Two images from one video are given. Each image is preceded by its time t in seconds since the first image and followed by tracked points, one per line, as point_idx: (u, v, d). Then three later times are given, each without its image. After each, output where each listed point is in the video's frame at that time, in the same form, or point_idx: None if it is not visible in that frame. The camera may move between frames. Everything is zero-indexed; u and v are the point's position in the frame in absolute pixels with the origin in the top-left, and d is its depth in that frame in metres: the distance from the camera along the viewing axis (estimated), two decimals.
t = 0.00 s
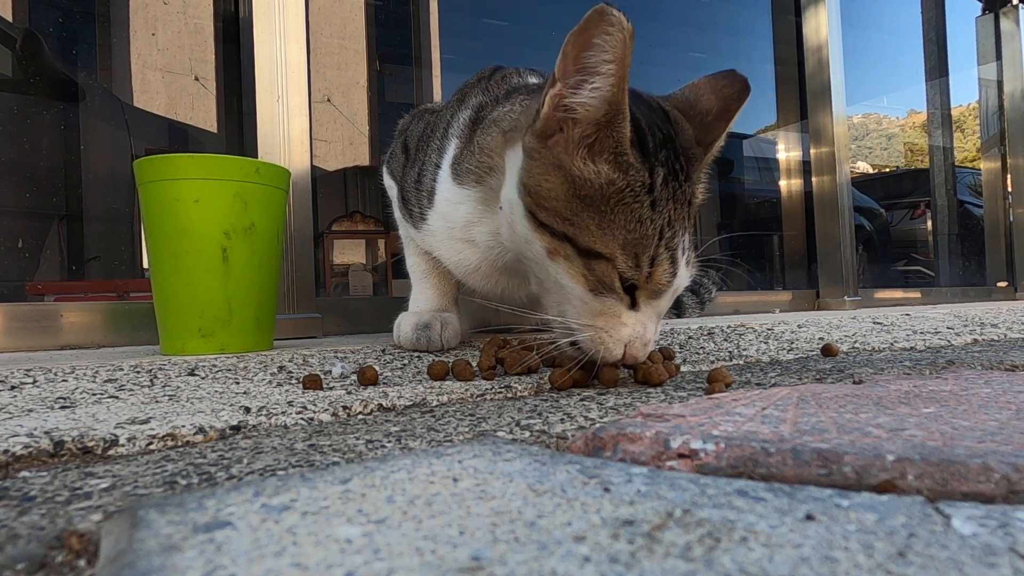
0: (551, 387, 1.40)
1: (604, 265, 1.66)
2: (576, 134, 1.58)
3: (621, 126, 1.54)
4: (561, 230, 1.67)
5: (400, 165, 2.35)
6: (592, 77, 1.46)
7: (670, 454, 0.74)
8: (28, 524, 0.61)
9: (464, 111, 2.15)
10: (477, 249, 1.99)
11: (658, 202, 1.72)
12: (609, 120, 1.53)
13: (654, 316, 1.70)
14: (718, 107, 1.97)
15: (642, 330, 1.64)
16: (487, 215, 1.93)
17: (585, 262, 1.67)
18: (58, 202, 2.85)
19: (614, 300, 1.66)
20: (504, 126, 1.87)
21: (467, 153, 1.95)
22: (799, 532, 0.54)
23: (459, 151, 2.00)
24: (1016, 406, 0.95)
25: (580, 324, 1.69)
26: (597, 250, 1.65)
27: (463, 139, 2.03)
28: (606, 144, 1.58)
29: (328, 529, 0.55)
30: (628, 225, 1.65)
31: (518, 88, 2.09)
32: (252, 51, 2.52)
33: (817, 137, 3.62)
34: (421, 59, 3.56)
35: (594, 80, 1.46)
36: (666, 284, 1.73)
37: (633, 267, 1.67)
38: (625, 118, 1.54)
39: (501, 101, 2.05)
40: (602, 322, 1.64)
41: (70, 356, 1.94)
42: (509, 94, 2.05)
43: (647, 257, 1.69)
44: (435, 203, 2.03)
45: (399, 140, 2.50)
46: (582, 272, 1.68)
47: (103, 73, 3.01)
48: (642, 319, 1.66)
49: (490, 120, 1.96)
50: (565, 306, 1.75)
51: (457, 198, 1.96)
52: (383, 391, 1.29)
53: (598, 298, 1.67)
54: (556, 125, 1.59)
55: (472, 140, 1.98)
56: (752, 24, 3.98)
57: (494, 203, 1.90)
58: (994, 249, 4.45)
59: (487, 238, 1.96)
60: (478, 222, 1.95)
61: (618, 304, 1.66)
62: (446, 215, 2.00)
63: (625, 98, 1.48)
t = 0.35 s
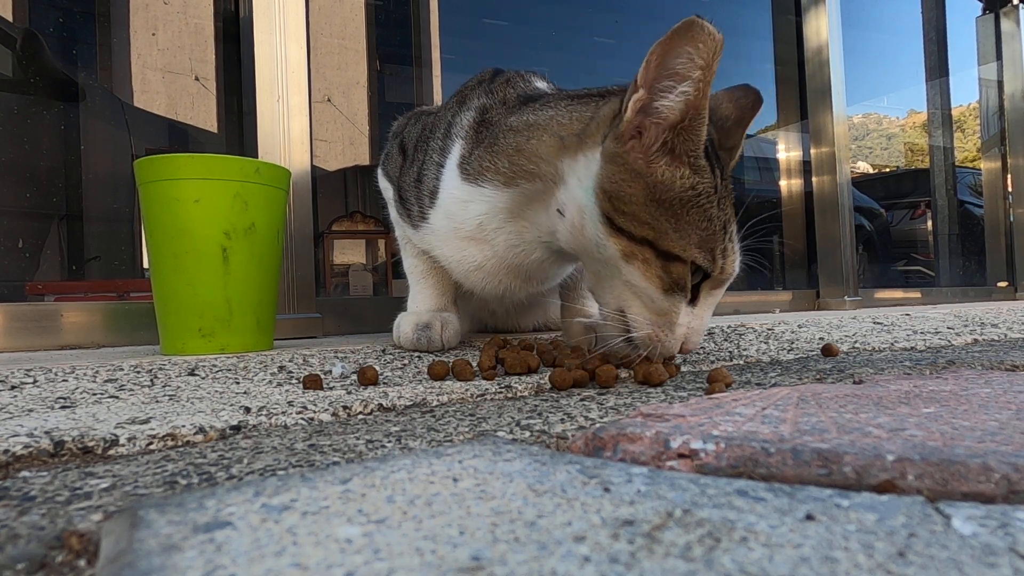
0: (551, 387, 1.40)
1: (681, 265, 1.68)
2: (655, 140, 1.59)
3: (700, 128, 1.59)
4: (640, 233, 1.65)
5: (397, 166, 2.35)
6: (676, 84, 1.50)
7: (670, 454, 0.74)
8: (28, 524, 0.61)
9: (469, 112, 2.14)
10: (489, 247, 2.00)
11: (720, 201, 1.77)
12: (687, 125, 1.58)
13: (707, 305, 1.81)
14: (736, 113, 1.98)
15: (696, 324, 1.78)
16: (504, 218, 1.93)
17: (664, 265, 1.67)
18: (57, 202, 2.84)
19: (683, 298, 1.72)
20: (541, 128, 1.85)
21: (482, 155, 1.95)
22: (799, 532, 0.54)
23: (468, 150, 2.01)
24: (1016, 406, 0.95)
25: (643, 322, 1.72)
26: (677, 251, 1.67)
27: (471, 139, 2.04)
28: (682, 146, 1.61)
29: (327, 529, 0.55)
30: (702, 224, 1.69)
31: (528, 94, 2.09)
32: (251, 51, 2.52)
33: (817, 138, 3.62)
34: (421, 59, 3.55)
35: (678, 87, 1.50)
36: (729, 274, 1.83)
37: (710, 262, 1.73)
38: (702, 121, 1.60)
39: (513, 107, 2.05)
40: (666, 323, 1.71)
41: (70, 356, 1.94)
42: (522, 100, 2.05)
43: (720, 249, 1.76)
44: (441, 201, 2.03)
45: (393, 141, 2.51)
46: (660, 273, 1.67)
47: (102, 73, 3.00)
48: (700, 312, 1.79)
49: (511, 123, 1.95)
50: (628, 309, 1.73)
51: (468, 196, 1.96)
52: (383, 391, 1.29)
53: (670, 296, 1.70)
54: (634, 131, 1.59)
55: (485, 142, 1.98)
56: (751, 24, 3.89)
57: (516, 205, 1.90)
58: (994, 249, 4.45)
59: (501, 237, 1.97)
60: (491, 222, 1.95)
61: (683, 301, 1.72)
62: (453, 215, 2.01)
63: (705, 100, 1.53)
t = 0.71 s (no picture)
0: (551, 387, 1.40)
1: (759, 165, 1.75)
2: (703, 66, 1.67)
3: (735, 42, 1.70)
4: (715, 150, 1.71)
5: (403, 165, 2.34)
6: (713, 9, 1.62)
7: (670, 454, 0.74)
8: (28, 524, 0.61)
9: (477, 109, 2.16)
10: (513, 231, 1.98)
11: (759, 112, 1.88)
12: (726, 47, 1.69)
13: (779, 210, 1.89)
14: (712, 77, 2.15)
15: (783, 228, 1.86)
16: (530, 199, 1.93)
17: (746, 168, 1.73)
18: (57, 202, 2.84)
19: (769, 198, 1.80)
20: (567, 107, 1.85)
21: (500, 143, 1.96)
22: (799, 532, 0.54)
23: (481, 140, 2.03)
24: (1015, 406, 0.95)
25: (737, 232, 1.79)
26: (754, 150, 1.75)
27: (484, 131, 2.05)
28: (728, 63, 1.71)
29: (328, 528, 0.55)
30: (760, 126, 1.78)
31: (534, 86, 2.13)
32: (251, 51, 2.53)
33: (818, 138, 3.62)
34: (421, 59, 3.56)
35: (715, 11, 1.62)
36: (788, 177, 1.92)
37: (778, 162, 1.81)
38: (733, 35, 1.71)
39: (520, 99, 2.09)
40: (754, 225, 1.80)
41: (70, 356, 1.94)
42: (528, 92, 2.08)
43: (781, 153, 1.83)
44: (456, 190, 2.02)
45: (399, 141, 2.52)
46: (745, 178, 1.73)
47: (103, 73, 3.00)
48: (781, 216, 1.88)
49: (524, 111, 1.97)
50: (722, 232, 1.79)
51: (488, 183, 1.96)
52: (383, 391, 1.29)
53: (762, 195, 1.77)
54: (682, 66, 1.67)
55: (499, 132, 1.99)
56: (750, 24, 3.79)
57: (545, 183, 1.90)
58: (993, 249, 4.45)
59: (529, 218, 1.95)
60: (516, 206, 1.94)
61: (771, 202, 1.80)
62: (470, 203, 2.00)
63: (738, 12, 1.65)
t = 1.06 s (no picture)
0: (551, 387, 1.40)
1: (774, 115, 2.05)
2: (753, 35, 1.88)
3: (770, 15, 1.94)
4: (755, 105, 1.95)
5: (404, 160, 2.34)
6: None
7: (670, 454, 0.74)
8: (28, 524, 0.61)
9: (479, 96, 2.17)
10: (539, 205, 1.97)
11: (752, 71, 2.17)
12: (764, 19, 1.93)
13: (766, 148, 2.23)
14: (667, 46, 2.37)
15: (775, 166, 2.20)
16: (555, 173, 1.93)
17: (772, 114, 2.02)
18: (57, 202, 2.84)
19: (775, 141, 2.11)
20: (596, 79, 1.90)
21: (519, 122, 1.98)
22: (799, 532, 0.54)
23: (491, 122, 2.04)
24: (1016, 406, 0.95)
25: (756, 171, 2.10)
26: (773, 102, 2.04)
27: (494, 114, 2.05)
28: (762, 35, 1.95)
29: (328, 529, 0.55)
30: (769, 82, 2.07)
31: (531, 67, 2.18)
32: (251, 51, 2.53)
33: (818, 139, 3.62)
34: (421, 59, 3.56)
35: None
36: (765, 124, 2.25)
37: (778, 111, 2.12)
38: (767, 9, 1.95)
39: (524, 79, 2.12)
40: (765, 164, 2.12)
41: (70, 356, 1.94)
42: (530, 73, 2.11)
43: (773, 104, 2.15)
44: (469, 172, 2.01)
45: (399, 138, 2.52)
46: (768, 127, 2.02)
47: (103, 73, 2.99)
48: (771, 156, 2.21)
49: (540, 88, 2.00)
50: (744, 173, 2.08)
51: (511, 159, 1.95)
52: (383, 391, 1.29)
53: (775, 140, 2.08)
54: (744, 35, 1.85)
55: (514, 111, 2.01)
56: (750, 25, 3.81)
57: (579, 154, 1.92)
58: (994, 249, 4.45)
59: (555, 191, 1.94)
60: (543, 178, 1.93)
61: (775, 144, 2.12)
62: (488, 183, 1.98)
63: None
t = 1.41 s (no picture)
0: (551, 387, 1.40)
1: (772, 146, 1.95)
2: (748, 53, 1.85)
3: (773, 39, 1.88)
4: (744, 125, 1.86)
5: (406, 161, 2.34)
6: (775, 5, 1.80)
7: (670, 454, 0.74)
8: (28, 524, 0.61)
9: (481, 95, 2.17)
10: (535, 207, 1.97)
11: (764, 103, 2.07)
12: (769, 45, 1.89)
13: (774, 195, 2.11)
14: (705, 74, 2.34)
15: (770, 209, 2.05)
16: (552, 174, 1.93)
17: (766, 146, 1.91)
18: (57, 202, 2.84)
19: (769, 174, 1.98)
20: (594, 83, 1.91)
21: (518, 121, 1.98)
22: (799, 532, 0.54)
23: (493, 122, 2.04)
24: (1015, 406, 0.95)
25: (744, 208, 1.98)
26: (769, 132, 1.93)
27: (496, 115, 2.06)
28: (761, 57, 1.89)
29: (328, 529, 0.55)
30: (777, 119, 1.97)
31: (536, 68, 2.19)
32: (252, 51, 2.53)
33: (818, 138, 3.62)
34: (421, 59, 3.57)
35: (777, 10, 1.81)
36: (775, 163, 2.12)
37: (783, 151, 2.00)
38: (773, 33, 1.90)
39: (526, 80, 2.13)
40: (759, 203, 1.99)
41: (70, 356, 1.94)
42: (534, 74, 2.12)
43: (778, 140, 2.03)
44: (469, 173, 2.02)
45: (399, 139, 2.52)
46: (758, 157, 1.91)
47: (103, 73, 2.98)
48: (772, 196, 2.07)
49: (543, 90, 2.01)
50: (730, 201, 1.96)
51: (509, 160, 1.96)
52: (383, 391, 1.29)
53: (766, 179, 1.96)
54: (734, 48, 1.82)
55: (515, 111, 2.02)
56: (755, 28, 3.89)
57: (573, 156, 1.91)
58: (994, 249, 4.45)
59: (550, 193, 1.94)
60: (539, 178, 1.93)
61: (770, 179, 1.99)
62: (487, 182, 1.99)
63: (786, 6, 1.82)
